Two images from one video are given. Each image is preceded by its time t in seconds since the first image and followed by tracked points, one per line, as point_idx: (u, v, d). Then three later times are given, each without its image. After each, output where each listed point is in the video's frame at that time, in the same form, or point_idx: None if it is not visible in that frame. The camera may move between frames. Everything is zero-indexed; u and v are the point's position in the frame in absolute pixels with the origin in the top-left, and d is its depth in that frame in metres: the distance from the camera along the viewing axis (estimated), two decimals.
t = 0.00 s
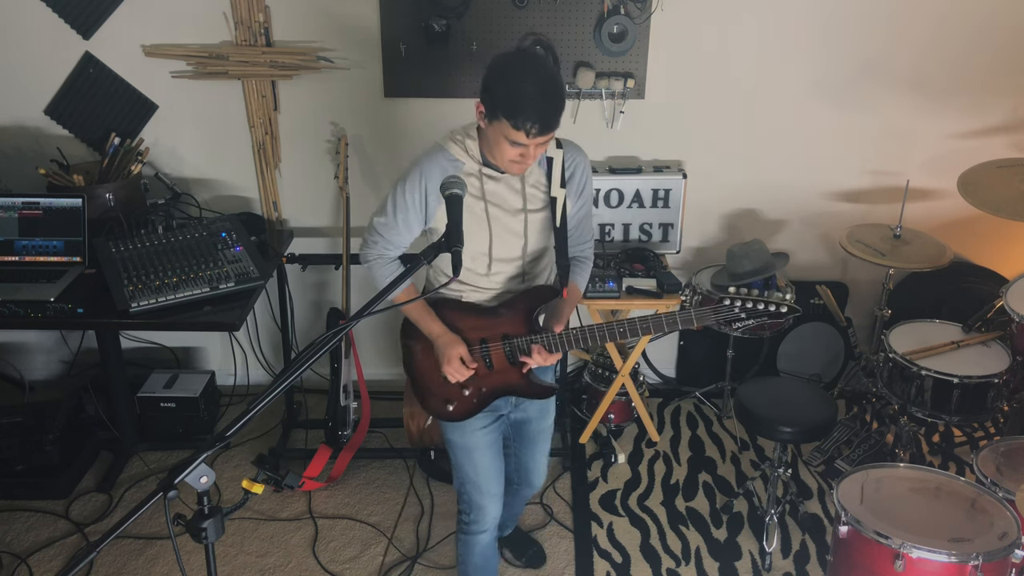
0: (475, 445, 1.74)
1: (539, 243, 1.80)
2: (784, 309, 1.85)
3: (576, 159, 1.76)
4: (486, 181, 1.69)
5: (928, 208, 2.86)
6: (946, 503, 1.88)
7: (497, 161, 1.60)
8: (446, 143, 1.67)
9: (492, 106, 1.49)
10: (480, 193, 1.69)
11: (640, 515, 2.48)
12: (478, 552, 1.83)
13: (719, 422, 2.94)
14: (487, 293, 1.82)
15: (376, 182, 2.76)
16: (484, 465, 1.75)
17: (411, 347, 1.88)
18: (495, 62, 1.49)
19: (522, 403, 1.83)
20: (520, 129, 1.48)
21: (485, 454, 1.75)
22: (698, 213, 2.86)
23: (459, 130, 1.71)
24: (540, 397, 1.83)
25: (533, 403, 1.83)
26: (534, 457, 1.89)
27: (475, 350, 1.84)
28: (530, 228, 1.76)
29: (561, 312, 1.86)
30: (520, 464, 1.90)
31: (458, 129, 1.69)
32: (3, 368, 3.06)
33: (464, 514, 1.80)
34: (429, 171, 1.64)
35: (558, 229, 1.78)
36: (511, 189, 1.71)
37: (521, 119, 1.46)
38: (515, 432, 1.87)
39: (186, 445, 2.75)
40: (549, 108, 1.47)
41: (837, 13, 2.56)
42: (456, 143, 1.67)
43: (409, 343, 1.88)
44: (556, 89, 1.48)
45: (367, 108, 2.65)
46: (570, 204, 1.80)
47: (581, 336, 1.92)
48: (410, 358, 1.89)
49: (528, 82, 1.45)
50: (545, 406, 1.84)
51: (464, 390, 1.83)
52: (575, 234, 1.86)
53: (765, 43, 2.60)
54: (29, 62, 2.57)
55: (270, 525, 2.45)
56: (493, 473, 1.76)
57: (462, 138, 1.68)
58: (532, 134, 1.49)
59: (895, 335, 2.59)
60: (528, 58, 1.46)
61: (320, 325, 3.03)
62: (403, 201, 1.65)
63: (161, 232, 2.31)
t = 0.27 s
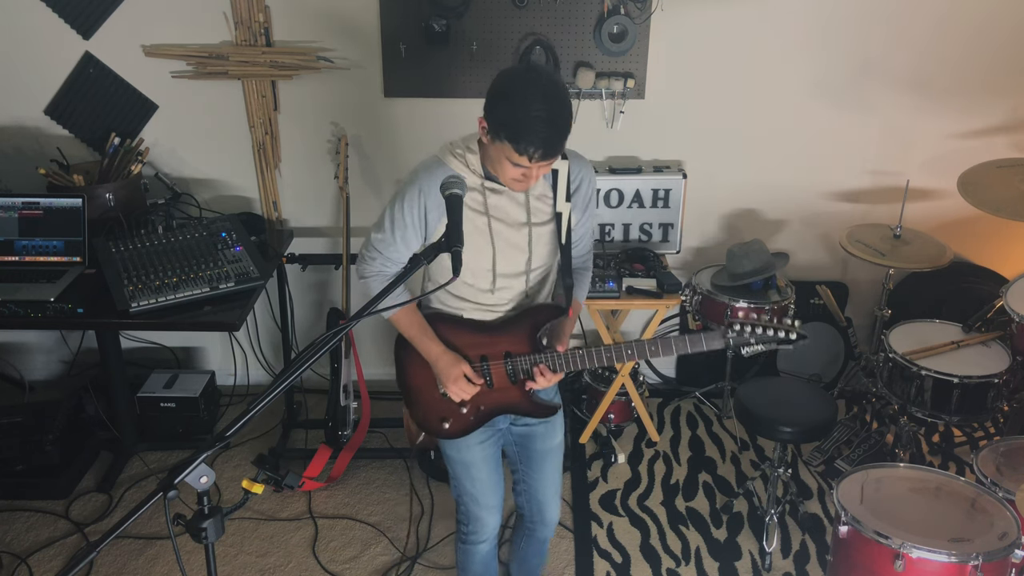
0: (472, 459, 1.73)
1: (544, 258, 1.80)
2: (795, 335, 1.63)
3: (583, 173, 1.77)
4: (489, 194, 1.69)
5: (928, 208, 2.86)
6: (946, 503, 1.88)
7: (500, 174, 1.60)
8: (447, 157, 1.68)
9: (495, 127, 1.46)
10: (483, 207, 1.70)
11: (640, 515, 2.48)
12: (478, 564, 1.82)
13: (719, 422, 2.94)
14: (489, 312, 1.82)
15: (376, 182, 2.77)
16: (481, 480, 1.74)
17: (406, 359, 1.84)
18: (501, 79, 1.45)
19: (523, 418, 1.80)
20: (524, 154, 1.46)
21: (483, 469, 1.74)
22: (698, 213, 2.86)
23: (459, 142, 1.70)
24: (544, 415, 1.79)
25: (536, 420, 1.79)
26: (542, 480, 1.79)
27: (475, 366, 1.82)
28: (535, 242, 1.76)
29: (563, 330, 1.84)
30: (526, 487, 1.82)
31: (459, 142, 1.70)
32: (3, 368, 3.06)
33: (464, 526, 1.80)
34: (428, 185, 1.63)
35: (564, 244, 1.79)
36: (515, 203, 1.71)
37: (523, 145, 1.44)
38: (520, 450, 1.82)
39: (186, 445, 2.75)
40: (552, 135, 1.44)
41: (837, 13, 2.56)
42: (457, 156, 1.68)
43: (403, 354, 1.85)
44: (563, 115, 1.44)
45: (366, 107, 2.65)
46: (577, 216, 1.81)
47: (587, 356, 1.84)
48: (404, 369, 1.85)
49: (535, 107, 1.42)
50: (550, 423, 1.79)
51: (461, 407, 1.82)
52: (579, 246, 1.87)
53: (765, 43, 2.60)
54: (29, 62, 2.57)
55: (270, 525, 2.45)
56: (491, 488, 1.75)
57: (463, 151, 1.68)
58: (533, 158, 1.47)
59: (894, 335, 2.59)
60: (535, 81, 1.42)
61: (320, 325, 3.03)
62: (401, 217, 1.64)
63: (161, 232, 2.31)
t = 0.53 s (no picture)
0: (475, 461, 1.73)
1: (551, 260, 1.79)
2: (803, 342, 1.72)
3: (591, 174, 1.75)
4: (495, 195, 1.68)
5: (928, 208, 2.86)
6: (946, 503, 1.88)
7: (505, 176, 1.59)
8: (454, 155, 1.66)
9: (500, 130, 1.46)
10: (489, 207, 1.68)
11: (640, 515, 2.48)
12: (478, 565, 1.81)
13: (719, 422, 2.95)
14: (493, 313, 1.80)
15: (376, 182, 2.77)
16: (484, 482, 1.73)
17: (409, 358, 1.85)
18: (509, 82, 1.45)
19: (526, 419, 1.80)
20: (526, 159, 1.46)
21: (485, 471, 1.73)
22: (698, 212, 2.86)
23: (466, 141, 1.69)
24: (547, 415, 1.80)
25: (537, 421, 1.79)
26: (542, 481, 1.79)
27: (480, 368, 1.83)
28: (542, 243, 1.74)
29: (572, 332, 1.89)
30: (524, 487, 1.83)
31: (466, 140, 1.68)
32: (3, 368, 3.06)
33: (465, 527, 1.79)
34: (434, 184, 1.62)
35: (571, 247, 1.78)
36: (522, 204, 1.70)
37: (525, 150, 1.44)
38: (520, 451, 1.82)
39: (186, 445, 2.75)
40: (556, 141, 1.43)
41: (837, 13, 2.56)
42: (464, 155, 1.66)
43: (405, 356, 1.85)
44: (567, 121, 1.43)
45: (366, 107, 2.65)
46: (584, 218, 1.80)
47: (592, 360, 1.85)
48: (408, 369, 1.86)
49: (540, 111, 1.41)
50: (551, 424, 1.79)
51: (465, 409, 1.83)
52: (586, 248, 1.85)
53: (765, 43, 2.60)
54: (29, 62, 2.57)
55: (270, 525, 2.46)
56: (493, 489, 1.75)
57: (470, 150, 1.67)
58: (536, 163, 1.47)
59: (895, 335, 2.59)
60: (540, 86, 1.42)
61: (320, 324, 3.03)
62: (406, 215, 1.64)
63: (161, 232, 2.31)
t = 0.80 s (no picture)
0: (480, 462, 1.71)
1: (554, 250, 1.78)
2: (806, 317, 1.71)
3: (591, 161, 1.74)
4: (497, 184, 1.68)
5: (928, 208, 2.86)
6: (946, 503, 1.88)
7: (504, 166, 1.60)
8: (455, 145, 1.67)
9: (498, 116, 1.47)
10: (491, 196, 1.68)
11: (640, 515, 2.48)
12: (480, 563, 1.82)
13: (719, 422, 2.94)
14: (495, 305, 1.79)
15: (376, 181, 2.76)
16: (488, 483, 1.72)
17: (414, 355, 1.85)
18: (507, 69, 1.45)
19: (532, 420, 1.78)
20: (526, 144, 1.47)
21: (490, 472, 1.72)
22: (698, 212, 2.86)
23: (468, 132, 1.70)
24: (551, 413, 1.78)
25: (542, 419, 1.78)
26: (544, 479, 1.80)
27: (484, 362, 1.81)
28: (544, 233, 1.74)
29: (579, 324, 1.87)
30: (525, 484, 1.82)
31: (467, 131, 1.69)
32: (3, 368, 3.06)
33: (467, 525, 1.79)
34: (436, 174, 1.63)
35: (571, 235, 1.77)
36: (523, 193, 1.70)
37: (524, 134, 1.45)
38: (523, 450, 1.81)
39: (186, 445, 2.75)
40: (555, 126, 1.44)
41: (837, 12, 2.56)
42: (465, 144, 1.67)
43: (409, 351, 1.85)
44: (565, 105, 1.44)
45: (366, 107, 2.65)
46: (587, 208, 1.79)
47: (596, 348, 1.82)
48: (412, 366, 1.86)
49: (539, 97, 1.42)
50: (555, 423, 1.78)
51: (471, 403, 1.81)
52: (591, 238, 1.84)
53: (765, 43, 2.60)
54: (29, 62, 2.57)
55: (270, 525, 2.46)
56: (498, 490, 1.74)
57: (471, 139, 1.68)
58: (535, 148, 1.48)
59: (895, 335, 2.59)
60: (537, 70, 1.42)
61: (320, 324, 3.03)
62: (409, 207, 1.64)
63: (161, 232, 2.31)
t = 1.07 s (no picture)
0: (481, 461, 1.71)
1: (556, 248, 1.78)
2: (809, 313, 1.72)
3: (594, 160, 1.75)
4: (500, 180, 1.68)
5: (928, 208, 2.86)
6: (946, 503, 1.88)
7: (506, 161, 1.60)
8: (459, 142, 1.68)
9: (497, 109, 1.48)
10: (494, 193, 1.68)
11: (640, 515, 2.48)
12: (481, 564, 1.81)
13: (719, 422, 2.95)
14: (498, 303, 1.79)
15: (376, 181, 2.76)
16: (490, 482, 1.72)
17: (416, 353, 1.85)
18: (507, 62, 1.46)
19: (535, 420, 1.78)
20: (522, 137, 1.48)
21: (491, 471, 1.72)
22: (698, 212, 2.86)
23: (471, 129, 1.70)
24: (553, 413, 1.78)
25: (544, 419, 1.78)
26: (545, 479, 1.80)
27: (486, 360, 1.81)
28: (546, 230, 1.74)
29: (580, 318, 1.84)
30: (527, 484, 1.82)
31: (471, 128, 1.70)
32: (3, 368, 3.06)
33: (468, 525, 1.79)
34: (440, 170, 1.64)
35: (574, 232, 1.77)
36: (526, 190, 1.70)
37: (522, 127, 1.45)
38: (525, 450, 1.81)
39: (186, 445, 2.75)
40: (552, 119, 1.44)
41: (838, 12, 2.56)
42: (469, 141, 1.67)
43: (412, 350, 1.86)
44: (563, 98, 1.44)
45: (366, 107, 2.65)
46: (590, 206, 1.79)
47: (598, 345, 1.81)
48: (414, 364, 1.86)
49: (536, 89, 1.43)
50: (557, 422, 1.78)
51: (474, 401, 1.80)
52: (594, 237, 1.84)
53: (765, 43, 2.60)
54: (29, 62, 2.57)
55: (270, 525, 2.45)
56: (499, 490, 1.74)
57: (475, 136, 1.68)
58: (533, 141, 1.48)
59: (895, 335, 2.59)
60: (534, 63, 1.43)
61: (320, 324, 3.03)
62: (412, 204, 1.64)
63: (161, 232, 2.31)
